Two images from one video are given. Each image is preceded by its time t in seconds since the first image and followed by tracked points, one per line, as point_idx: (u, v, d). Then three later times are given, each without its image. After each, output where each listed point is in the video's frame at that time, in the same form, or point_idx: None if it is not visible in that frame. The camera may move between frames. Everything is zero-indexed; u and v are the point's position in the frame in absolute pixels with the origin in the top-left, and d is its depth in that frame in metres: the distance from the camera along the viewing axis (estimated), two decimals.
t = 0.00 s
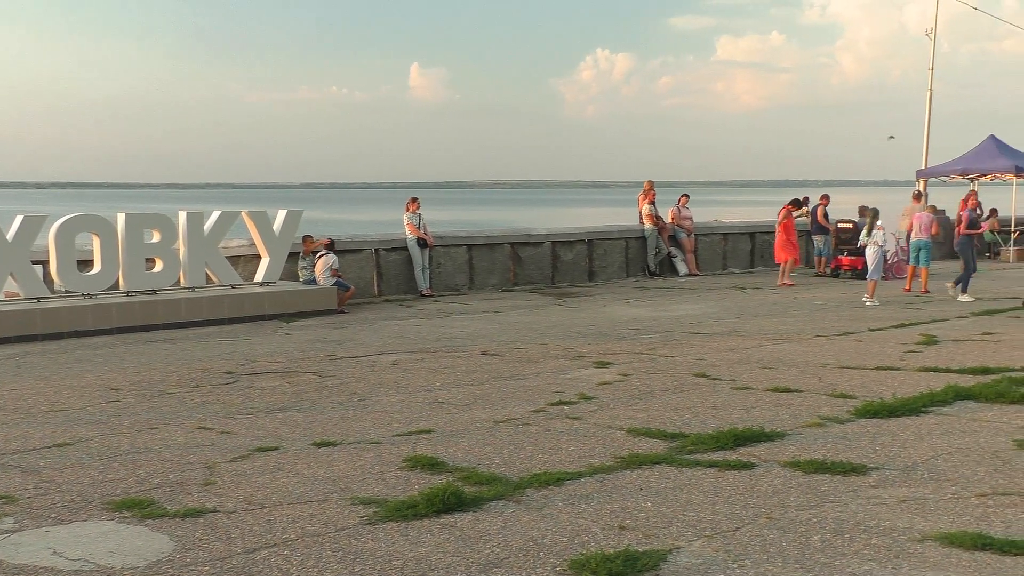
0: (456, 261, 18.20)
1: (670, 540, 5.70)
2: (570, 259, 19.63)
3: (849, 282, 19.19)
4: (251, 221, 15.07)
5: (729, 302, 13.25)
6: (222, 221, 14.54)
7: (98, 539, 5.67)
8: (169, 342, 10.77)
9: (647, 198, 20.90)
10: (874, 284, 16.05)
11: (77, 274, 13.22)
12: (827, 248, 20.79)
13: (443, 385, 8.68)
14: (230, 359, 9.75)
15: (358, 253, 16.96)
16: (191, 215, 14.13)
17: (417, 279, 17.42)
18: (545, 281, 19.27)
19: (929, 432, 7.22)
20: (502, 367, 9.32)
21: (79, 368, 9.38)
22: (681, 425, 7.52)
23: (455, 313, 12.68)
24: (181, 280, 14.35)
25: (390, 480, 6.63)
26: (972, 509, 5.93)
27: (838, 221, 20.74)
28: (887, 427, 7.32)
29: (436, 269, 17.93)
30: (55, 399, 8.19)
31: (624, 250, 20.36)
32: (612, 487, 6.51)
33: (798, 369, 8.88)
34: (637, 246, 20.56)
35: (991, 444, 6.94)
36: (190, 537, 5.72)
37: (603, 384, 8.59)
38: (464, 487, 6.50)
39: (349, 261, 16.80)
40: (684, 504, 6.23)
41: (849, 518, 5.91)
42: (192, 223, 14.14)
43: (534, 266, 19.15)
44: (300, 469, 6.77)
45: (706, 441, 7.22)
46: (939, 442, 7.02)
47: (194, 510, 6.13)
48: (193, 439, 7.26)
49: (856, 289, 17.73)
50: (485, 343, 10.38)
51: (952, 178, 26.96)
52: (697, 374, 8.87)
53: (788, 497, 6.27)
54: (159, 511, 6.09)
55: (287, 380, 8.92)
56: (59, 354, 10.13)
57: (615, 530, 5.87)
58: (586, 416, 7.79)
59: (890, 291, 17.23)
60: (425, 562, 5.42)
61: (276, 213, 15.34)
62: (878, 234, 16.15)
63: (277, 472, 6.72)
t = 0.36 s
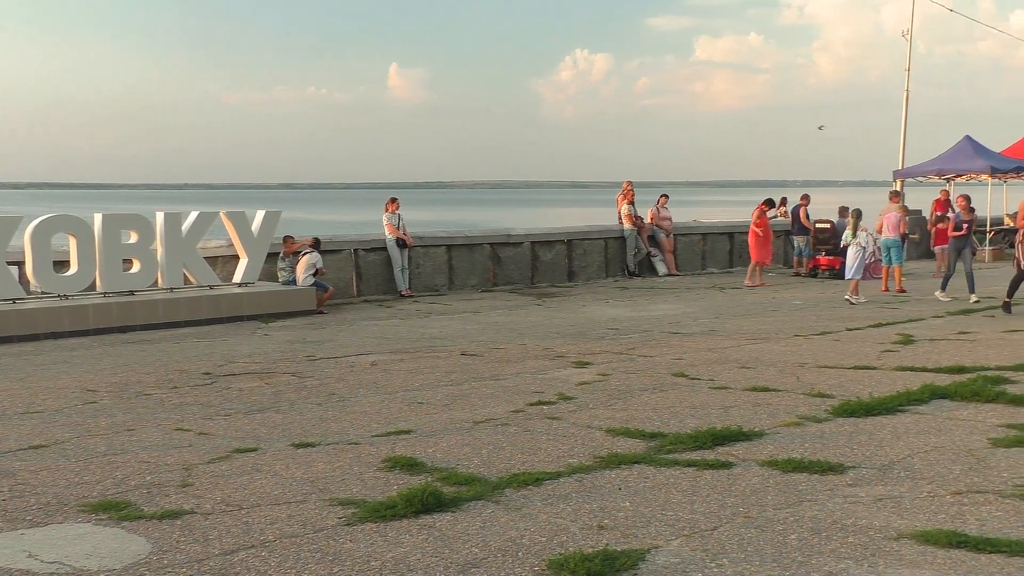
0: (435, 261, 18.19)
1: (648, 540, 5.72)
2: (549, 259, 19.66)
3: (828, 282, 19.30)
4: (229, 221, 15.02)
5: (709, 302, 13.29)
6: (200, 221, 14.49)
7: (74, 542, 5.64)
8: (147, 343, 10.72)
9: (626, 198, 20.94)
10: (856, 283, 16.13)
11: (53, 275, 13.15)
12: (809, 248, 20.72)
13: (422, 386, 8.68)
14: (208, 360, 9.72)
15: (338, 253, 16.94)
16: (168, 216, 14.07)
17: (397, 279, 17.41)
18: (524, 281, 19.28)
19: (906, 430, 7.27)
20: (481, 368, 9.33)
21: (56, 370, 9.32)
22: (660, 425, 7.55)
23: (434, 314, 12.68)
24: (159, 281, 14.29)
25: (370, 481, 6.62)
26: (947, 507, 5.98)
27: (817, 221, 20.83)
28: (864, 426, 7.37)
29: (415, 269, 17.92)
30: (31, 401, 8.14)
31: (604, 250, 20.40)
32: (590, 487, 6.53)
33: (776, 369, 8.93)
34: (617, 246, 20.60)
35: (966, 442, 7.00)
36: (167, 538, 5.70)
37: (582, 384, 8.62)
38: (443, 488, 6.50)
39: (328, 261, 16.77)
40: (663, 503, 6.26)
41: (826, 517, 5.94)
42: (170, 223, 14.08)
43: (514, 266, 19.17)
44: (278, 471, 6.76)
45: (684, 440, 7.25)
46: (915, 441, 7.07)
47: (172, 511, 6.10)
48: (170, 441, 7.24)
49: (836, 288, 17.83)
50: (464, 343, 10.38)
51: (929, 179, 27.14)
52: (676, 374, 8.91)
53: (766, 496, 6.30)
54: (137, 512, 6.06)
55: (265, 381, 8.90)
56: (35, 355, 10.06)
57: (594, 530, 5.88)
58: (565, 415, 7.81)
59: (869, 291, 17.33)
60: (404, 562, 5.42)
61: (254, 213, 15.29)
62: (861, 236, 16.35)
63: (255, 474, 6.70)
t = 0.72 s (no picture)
0: (416, 260, 18.18)
1: (628, 538, 5.74)
2: (531, 258, 19.67)
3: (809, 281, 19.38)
4: (209, 220, 14.98)
5: (690, 301, 13.33)
6: (180, 220, 14.45)
7: (52, 541, 5.61)
8: (126, 342, 10.68)
9: (608, 198, 20.97)
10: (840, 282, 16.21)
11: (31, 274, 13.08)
12: (790, 248, 20.83)
13: (403, 385, 8.68)
14: (187, 359, 9.69)
15: (319, 252, 16.90)
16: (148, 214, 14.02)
17: (377, 277, 17.39)
18: (506, 280, 19.29)
19: (885, 428, 7.32)
20: (462, 367, 9.34)
21: (34, 369, 9.27)
22: (640, 424, 7.57)
23: (415, 312, 12.66)
24: (138, 280, 14.23)
25: (350, 480, 6.62)
26: (926, 504, 6.02)
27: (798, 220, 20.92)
28: (843, 424, 7.42)
29: (396, 268, 17.91)
30: (9, 400, 8.10)
31: (585, 249, 20.44)
32: (571, 485, 6.54)
33: (756, 368, 8.97)
34: (598, 245, 20.64)
35: (944, 440, 7.05)
36: (146, 538, 5.68)
37: (563, 383, 8.63)
38: (424, 487, 6.49)
39: (309, 260, 16.73)
40: (643, 501, 6.27)
41: (805, 515, 5.97)
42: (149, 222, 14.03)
43: (496, 265, 19.17)
44: (258, 470, 6.75)
45: (665, 438, 7.28)
46: (894, 439, 7.12)
47: (151, 510, 6.08)
48: (150, 440, 7.21)
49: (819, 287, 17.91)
50: (445, 342, 10.37)
51: (910, 179, 27.28)
52: (657, 374, 8.93)
53: (745, 494, 6.32)
54: (116, 512, 6.04)
55: (245, 380, 8.88)
56: (14, 354, 10.00)
57: (574, 528, 5.89)
58: (546, 414, 7.83)
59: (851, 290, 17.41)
60: (384, 561, 5.42)
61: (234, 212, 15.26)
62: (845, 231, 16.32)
63: (235, 473, 6.69)
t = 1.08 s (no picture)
0: (399, 260, 18.19)
1: (609, 538, 5.75)
2: (514, 258, 19.68)
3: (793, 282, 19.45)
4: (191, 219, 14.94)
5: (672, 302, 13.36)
6: (162, 218, 14.40)
7: (30, 541, 5.58)
8: (108, 341, 10.63)
9: (592, 198, 21.00)
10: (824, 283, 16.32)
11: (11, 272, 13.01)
12: (773, 248, 20.95)
13: (385, 384, 8.67)
14: (169, 358, 9.66)
15: (301, 251, 16.88)
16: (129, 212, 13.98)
17: (360, 277, 17.37)
18: (489, 280, 19.29)
19: (865, 429, 7.36)
20: (445, 366, 9.33)
21: (14, 368, 9.21)
22: (621, 424, 7.59)
23: (398, 312, 12.65)
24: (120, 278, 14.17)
25: (331, 479, 6.61)
26: (905, 505, 6.06)
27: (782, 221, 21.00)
28: (824, 425, 7.45)
29: (380, 267, 17.91)
30: None
31: (568, 249, 20.46)
32: (552, 485, 6.55)
33: (738, 368, 9.00)
34: (582, 245, 20.66)
35: (924, 441, 7.09)
36: (125, 537, 5.66)
37: (545, 382, 8.64)
38: (405, 486, 6.49)
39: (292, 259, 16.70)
40: (624, 502, 6.28)
41: (786, 515, 6.00)
42: (131, 220, 13.99)
43: (479, 265, 19.18)
44: (239, 469, 6.73)
45: (647, 439, 7.30)
46: (874, 440, 7.15)
47: (131, 510, 6.06)
48: (131, 439, 7.19)
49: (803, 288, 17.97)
50: (428, 342, 10.37)
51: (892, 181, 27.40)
52: (639, 374, 8.96)
53: (726, 495, 6.34)
54: (95, 511, 6.01)
55: (227, 379, 8.86)
56: None
57: (555, 528, 5.90)
58: (528, 414, 7.83)
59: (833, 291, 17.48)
60: (364, 561, 5.41)
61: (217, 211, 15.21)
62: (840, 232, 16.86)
63: (216, 472, 6.67)
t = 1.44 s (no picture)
0: (382, 259, 18.18)
1: (590, 538, 5.76)
2: (496, 258, 19.68)
3: (775, 283, 19.52)
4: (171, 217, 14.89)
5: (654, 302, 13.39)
6: (142, 216, 14.35)
7: (6, 541, 5.55)
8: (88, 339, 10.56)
9: (574, 198, 21.02)
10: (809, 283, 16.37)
11: None
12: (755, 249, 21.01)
13: (367, 384, 8.66)
14: (149, 357, 9.61)
15: (283, 249, 16.84)
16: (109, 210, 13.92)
17: (343, 276, 17.34)
18: (472, 280, 19.29)
19: (845, 429, 7.39)
20: (426, 366, 9.32)
21: None
22: (603, 424, 7.60)
23: (380, 311, 12.63)
24: (100, 277, 14.10)
25: (311, 479, 6.60)
26: (883, 505, 6.09)
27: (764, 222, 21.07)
28: (804, 425, 7.49)
29: (363, 266, 17.92)
30: None
31: (551, 249, 20.47)
32: (533, 485, 6.55)
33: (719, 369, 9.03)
34: (564, 245, 20.68)
35: (903, 441, 7.13)
36: (104, 537, 5.63)
37: (527, 382, 8.64)
38: (386, 486, 6.48)
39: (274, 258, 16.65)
40: (604, 502, 6.29)
41: (765, 515, 6.02)
42: (111, 218, 13.93)
43: (461, 265, 19.18)
44: (219, 468, 6.71)
45: (628, 439, 7.31)
46: (853, 440, 7.19)
47: (109, 510, 6.03)
48: (110, 438, 7.16)
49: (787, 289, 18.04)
50: (410, 341, 10.35)
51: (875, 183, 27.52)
52: (620, 374, 8.99)
53: (707, 495, 6.36)
54: (72, 511, 5.98)
55: (207, 378, 8.82)
56: None
57: (536, 528, 5.90)
58: (510, 414, 7.84)
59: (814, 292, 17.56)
60: (344, 561, 5.40)
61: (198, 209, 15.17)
62: (825, 234, 17.18)
63: (196, 472, 6.65)
